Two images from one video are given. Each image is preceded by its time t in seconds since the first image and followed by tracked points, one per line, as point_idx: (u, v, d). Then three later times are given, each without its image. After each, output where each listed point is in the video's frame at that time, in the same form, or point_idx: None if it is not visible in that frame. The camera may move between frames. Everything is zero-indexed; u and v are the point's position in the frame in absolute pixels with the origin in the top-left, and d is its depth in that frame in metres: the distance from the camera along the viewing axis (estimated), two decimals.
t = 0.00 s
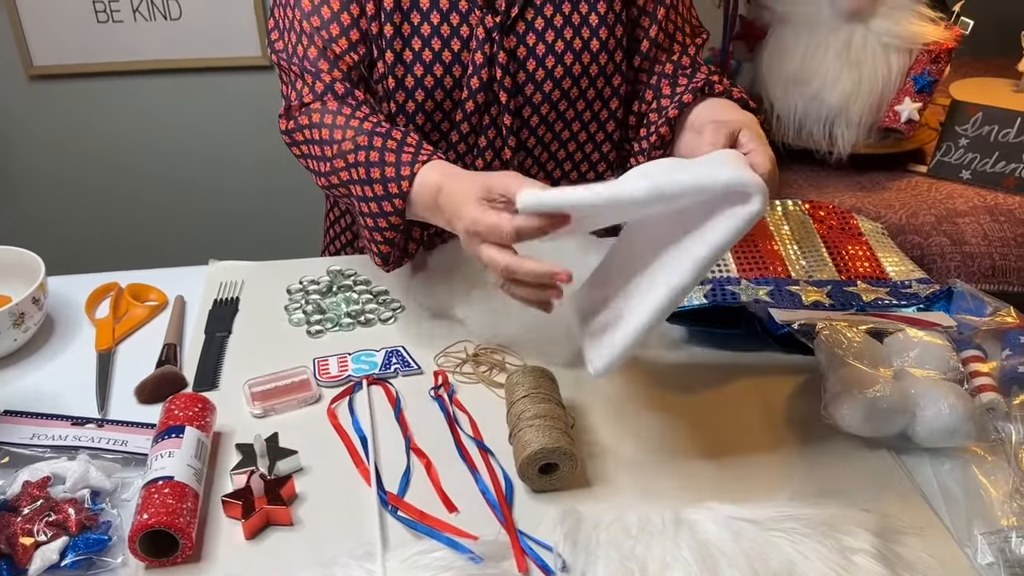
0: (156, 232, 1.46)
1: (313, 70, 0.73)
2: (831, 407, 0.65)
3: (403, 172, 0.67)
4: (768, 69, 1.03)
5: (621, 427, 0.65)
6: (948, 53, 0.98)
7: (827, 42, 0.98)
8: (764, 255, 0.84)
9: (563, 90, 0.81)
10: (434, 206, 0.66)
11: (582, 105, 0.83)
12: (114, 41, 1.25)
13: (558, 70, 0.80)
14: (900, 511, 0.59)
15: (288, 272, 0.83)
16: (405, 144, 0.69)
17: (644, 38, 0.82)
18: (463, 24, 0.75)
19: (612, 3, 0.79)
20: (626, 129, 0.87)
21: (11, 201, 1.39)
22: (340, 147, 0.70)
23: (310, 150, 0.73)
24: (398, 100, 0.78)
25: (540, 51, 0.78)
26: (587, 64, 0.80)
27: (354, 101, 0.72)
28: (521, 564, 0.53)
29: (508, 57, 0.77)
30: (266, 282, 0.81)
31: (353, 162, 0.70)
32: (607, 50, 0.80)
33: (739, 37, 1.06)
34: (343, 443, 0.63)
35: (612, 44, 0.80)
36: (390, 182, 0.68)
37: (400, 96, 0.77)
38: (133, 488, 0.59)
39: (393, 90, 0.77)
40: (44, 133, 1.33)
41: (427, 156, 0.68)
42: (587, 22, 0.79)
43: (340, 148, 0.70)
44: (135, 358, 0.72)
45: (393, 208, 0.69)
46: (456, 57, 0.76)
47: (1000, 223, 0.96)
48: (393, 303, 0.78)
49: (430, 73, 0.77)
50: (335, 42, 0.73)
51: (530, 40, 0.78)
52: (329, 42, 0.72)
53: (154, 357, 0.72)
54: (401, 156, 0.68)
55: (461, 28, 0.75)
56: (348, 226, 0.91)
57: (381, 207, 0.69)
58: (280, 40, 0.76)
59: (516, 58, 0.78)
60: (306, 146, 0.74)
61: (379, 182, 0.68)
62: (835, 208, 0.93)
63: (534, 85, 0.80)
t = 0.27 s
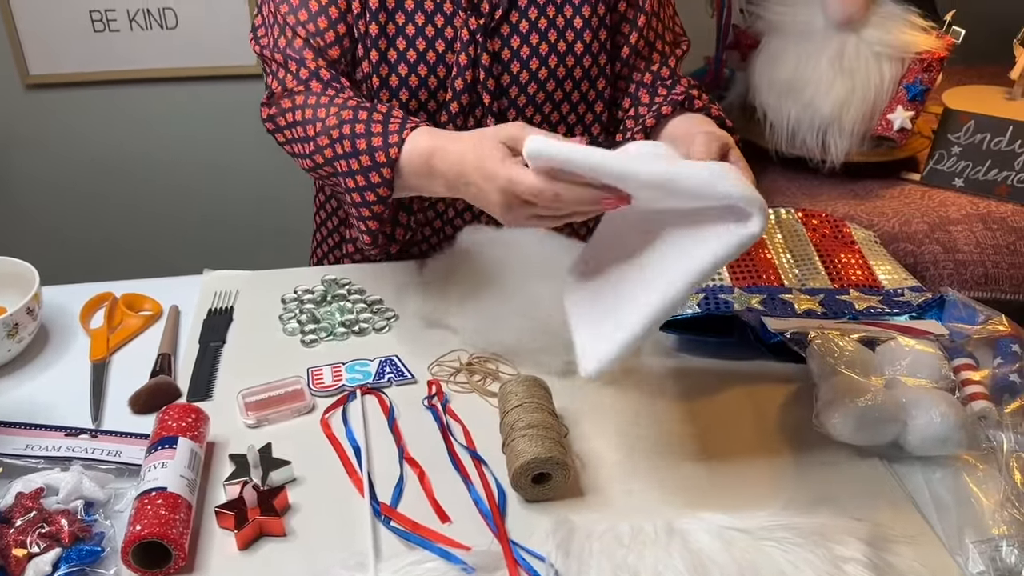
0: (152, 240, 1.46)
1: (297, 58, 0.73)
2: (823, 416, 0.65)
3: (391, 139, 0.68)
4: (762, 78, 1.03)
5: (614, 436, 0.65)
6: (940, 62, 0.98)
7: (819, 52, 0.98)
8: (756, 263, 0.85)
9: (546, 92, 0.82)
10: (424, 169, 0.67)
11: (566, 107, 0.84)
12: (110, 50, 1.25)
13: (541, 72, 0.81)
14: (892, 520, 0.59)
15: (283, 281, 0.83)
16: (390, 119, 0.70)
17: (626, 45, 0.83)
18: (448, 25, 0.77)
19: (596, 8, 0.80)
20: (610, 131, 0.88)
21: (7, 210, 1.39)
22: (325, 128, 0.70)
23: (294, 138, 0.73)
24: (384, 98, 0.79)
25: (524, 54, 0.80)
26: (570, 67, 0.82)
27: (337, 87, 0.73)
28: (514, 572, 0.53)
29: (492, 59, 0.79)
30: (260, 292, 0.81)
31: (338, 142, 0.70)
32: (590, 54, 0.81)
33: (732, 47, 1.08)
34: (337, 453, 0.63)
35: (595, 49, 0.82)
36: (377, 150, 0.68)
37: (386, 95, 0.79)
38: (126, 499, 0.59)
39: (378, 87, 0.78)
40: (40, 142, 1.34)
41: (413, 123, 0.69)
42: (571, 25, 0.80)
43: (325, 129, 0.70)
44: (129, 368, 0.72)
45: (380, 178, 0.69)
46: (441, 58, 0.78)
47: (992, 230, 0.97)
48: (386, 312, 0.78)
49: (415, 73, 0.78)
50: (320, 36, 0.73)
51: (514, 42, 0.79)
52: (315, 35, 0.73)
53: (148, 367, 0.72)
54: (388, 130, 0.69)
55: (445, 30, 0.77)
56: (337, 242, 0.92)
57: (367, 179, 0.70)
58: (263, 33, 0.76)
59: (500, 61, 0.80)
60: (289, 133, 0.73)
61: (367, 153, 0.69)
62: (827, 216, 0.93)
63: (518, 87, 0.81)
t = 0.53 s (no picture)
0: (148, 247, 1.45)
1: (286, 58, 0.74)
2: (822, 425, 0.64)
3: (380, 125, 0.69)
4: (758, 85, 1.03)
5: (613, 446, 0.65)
6: (938, 68, 0.99)
7: (817, 58, 0.98)
8: (754, 271, 0.85)
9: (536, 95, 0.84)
10: (419, 151, 0.69)
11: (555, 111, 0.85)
12: (106, 58, 1.25)
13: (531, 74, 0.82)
14: (891, 531, 0.59)
15: (278, 289, 0.83)
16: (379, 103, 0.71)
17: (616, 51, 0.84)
18: (438, 28, 0.78)
19: (587, 11, 0.81)
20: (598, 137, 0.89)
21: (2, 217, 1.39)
22: (314, 123, 0.72)
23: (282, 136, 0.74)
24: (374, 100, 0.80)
25: (514, 57, 0.81)
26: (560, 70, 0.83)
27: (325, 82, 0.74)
28: None
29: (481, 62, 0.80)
30: (255, 300, 0.81)
31: (327, 136, 0.72)
32: (580, 57, 0.83)
33: (729, 53, 1.08)
34: (333, 463, 0.62)
35: (585, 53, 0.83)
36: (368, 137, 0.70)
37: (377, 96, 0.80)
38: (120, 510, 0.58)
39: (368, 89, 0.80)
40: (36, 149, 1.33)
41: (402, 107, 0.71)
42: (561, 28, 0.81)
43: (314, 123, 0.72)
44: (123, 378, 0.72)
45: (372, 165, 0.70)
46: (433, 60, 0.80)
47: (990, 237, 0.96)
48: (383, 321, 0.78)
49: (406, 75, 0.80)
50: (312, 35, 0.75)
51: (505, 45, 0.81)
52: (306, 34, 0.75)
53: (143, 377, 0.72)
54: (375, 113, 0.70)
55: (436, 32, 0.79)
56: (323, 249, 0.91)
57: (354, 170, 0.71)
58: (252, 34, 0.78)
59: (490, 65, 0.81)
60: (277, 131, 0.75)
61: (356, 140, 0.70)
62: (825, 223, 0.93)
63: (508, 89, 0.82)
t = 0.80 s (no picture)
0: (146, 252, 1.45)
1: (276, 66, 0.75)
2: (820, 430, 0.64)
3: (367, 122, 0.70)
4: (754, 89, 1.04)
5: (611, 450, 0.65)
6: (933, 73, 0.99)
7: (812, 64, 0.98)
8: (751, 275, 0.85)
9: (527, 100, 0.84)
10: (406, 146, 0.69)
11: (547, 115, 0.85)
12: (103, 62, 1.25)
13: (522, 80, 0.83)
14: (889, 535, 0.59)
15: (276, 294, 0.83)
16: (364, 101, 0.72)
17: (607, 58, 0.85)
18: (431, 34, 0.79)
19: (578, 16, 0.81)
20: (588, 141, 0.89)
21: None
22: (302, 127, 0.72)
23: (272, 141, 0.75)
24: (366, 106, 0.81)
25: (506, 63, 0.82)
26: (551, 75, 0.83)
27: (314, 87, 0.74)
28: None
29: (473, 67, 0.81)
30: (253, 305, 0.81)
31: (315, 140, 0.72)
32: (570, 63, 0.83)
33: (726, 58, 1.09)
34: (331, 469, 0.62)
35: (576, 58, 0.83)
36: (355, 137, 0.70)
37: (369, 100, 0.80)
38: (118, 516, 0.58)
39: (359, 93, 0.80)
40: (33, 154, 1.33)
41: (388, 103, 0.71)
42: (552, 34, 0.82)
43: (302, 127, 0.72)
44: (121, 383, 0.72)
45: (361, 164, 0.71)
46: (424, 66, 0.80)
47: (987, 241, 0.97)
48: (381, 325, 0.78)
49: (399, 80, 0.80)
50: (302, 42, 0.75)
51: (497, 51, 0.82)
52: (296, 40, 0.75)
53: (141, 382, 0.72)
54: (361, 114, 0.70)
55: (428, 38, 0.79)
56: (316, 255, 0.92)
57: (341, 172, 0.72)
58: (242, 40, 0.78)
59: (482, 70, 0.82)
60: (267, 136, 0.75)
61: (344, 141, 0.70)
62: (822, 228, 0.93)
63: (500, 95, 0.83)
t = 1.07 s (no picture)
0: (145, 253, 1.46)
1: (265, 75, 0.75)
2: (818, 428, 0.65)
3: (344, 128, 0.70)
4: (752, 91, 1.04)
5: (610, 448, 0.65)
6: (930, 74, 1.00)
7: (811, 66, 0.98)
8: (749, 275, 0.85)
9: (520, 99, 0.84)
10: (383, 149, 0.70)
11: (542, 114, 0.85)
12: (102, 63, 1.25)
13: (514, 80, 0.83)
14: (886, 532, 0.59)
15: (276, 294, 0.83)
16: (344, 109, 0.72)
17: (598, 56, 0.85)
18: (421, 34, 0.79)
19: (569, 15, 0.81)
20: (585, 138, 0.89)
21: None
22: (285, 136, 0.73)
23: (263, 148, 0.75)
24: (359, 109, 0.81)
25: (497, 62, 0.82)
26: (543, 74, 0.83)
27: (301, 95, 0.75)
28: None
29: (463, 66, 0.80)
30: (253, 305, 0.81)
31: (299, 147, 0.72)
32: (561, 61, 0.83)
33: (724, 59, 1.10)
34: (332, 468, 0.63)
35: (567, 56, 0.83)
36: (333, 143, 0.70)
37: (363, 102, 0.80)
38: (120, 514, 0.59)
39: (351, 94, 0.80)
40: (32, 155, 1.33)
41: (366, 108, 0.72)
42: (543, 32, 0.81)
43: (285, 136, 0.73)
44: (122, 382, 0.72)
45: (341, 169, 0.71)
46: (416, 65, 0.80)
47: (983, 241, 0.97)
48: (381, 325, 0.78)
49: (390, 81, 0.81)
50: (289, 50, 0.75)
51: (487, 51, 0.81)
52: (285, 48, 0.75)
53: (142, 381, 0.72)
54: (339, 123, 0.71)
55: (419, 38, 0.79)
56: (315, 257, 0.92)
57: (324, 181, 0.73)
58: (234, 50, 0.78)
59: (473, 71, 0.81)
60: (256, 144, 0.76)
61: (323, 147, 0.71)
62: (819, 228, 0.94)
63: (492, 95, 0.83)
